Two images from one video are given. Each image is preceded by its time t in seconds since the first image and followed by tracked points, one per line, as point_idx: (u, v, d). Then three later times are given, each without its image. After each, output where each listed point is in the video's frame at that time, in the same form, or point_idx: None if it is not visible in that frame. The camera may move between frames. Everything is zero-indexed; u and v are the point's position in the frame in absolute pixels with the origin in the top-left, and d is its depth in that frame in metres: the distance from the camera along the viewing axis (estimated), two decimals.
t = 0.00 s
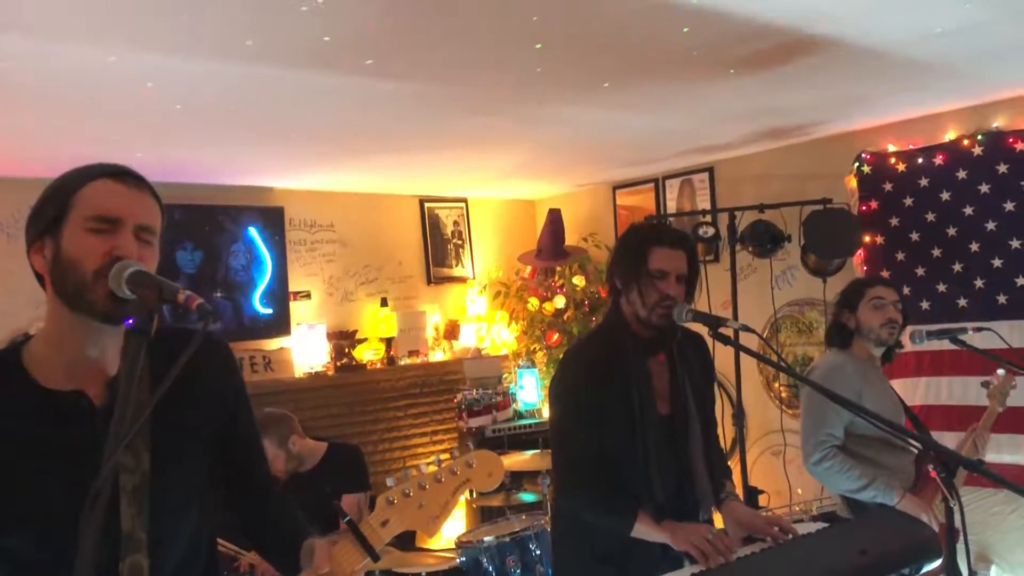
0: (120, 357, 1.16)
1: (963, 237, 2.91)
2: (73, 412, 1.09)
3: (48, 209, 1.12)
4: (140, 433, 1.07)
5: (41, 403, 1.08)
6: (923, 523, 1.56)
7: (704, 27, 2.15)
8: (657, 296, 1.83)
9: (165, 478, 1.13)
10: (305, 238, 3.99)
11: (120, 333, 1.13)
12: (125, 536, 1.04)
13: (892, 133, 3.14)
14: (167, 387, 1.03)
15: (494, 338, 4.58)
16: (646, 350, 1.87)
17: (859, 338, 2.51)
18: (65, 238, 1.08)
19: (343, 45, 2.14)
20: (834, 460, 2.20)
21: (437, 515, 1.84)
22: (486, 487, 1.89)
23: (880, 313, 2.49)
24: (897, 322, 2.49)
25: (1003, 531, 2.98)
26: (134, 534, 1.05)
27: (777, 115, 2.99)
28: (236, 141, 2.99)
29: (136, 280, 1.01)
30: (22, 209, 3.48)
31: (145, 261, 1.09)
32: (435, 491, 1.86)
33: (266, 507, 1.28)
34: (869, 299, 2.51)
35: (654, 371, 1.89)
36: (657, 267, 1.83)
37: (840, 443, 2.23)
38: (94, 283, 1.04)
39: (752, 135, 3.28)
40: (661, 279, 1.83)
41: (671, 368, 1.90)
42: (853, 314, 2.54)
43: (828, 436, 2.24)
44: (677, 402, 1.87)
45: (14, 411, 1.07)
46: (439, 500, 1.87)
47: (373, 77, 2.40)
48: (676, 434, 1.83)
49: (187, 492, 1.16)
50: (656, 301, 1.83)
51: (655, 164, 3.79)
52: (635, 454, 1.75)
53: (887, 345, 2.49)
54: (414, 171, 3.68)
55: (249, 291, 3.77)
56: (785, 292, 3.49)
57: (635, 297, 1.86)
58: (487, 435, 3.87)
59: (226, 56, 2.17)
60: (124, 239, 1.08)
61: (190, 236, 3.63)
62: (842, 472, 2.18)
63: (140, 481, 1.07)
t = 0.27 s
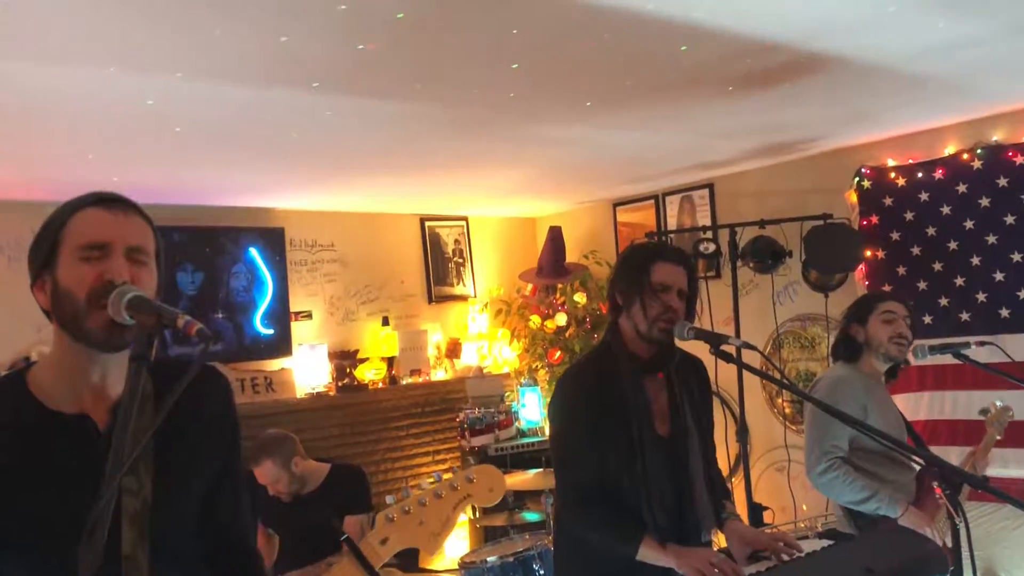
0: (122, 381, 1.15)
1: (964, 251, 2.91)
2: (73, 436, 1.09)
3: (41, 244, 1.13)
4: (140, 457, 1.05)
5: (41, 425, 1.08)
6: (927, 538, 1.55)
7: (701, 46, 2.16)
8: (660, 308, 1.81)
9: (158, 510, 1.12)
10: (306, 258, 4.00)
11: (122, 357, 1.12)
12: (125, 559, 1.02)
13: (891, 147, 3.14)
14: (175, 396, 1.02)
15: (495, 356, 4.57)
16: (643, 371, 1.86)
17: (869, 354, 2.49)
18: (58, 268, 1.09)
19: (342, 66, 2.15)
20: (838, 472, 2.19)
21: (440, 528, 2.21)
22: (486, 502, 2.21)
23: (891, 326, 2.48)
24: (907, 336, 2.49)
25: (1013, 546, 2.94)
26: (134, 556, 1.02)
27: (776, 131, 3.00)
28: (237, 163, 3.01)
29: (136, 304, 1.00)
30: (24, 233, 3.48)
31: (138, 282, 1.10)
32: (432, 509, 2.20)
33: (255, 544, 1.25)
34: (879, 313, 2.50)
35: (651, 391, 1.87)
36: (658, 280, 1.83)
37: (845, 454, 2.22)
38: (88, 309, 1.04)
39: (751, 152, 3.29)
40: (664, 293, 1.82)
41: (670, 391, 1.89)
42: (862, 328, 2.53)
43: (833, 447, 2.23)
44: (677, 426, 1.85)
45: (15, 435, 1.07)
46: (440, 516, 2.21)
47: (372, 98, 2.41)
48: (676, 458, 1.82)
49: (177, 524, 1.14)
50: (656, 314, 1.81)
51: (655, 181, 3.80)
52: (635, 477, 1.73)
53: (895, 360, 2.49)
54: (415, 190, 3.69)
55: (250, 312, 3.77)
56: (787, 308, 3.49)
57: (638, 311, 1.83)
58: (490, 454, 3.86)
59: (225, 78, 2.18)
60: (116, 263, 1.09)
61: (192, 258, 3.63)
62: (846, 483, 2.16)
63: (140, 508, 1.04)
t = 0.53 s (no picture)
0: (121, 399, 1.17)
1: (967, 263, 2.91)
2: (70, 453, 1.11)
3: (46, 260, 1.14)
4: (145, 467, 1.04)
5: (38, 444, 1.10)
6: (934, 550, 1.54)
7: (703, 61, 2.17)
8: (658, 317, 1.83)
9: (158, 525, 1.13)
10: (309, 274, 4.00)
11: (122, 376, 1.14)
12: None
13: (893, 160, 3.14)
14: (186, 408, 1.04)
15: (499, 370, 4.58)
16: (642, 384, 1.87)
17: (876, 368, 2.50)
18: (64, 285, 1.10)
19: (346, 84, 2.16)
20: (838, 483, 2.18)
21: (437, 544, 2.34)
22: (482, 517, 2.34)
23: (898, 340, 2.48)
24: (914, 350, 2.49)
25: (1018, 558, 2.89)
26: None
27: (777, 145, 3.01)
28: (241, 179, 3.02)
29: (139, 323, 1.01)
30: (27, 251, 3.49)
31: (143, 301, 1.12)
32: (428, 528, 2.33)
33: (253, 558, 1.28)
34: (886, 327, 2.50)
35: (651, 404, 1.88)
36: (656, 292, 1.85)
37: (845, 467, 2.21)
38: (94, 327, 1.06)
39: (753, 165, 3.29)
40: (661, 303, 1.84)
41: (670, 403, 1.90)
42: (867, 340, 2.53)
43: (834, 459, 2.21)
44: (677, 439, 1.86)
45: (11, 454, 1.08)
46: (438, 534, 2.34)
47: (375, 115, 2.42)
48: (678, 470, 1.81)
49: (177, 537, 1.16)
50: (656, 323, 1.83)
51: (657, 195, 3.81)
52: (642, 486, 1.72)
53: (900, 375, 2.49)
54: (417, 206, 3.70)
55: (254, 328, 3.77)
56: (790, 321, 3.49)
57: (637, 322, 1.85)
58: (494, 469, 3.85)
59: (229, 96, 2.19)
60: (123, 282, 1.10)
61: (195, 275, 3.63)
62: (847, 495, 2.15)
63: (139, 524, 1.04)
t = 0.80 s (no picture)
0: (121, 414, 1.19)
1: (969, 274, 2.91)
2: (72, 467, 1.13)
3: (48, 272, 1.17)
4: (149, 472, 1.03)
5: (40, 456, 1.12)
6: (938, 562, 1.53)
7: (704, 73, 2.18)
8: (656, 325, 1.84)
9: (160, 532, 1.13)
10: (311, 286, 4.01)
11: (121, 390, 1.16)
12: None
13: (895, 171, 3.15)
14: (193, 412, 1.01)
15: (501, 382, 4.57)
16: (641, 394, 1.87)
17: (875, 380, 2.50)
18: (65, 298, 1.12)
19: (349, 98, 2.17)
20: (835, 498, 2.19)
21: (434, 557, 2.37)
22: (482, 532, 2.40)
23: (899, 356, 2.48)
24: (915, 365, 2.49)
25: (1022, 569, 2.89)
26: None
27: (778, 156, 3.01)
28: (243, 193, 3.02)
29: (140, 338, 1.03)
30: (30, 264, 3.50)
31: (144, 315, 1.13)
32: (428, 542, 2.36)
33: (255, 562, 1.29)
34: (887, 339, 2.50)
35: (649, 414, 1.88)
36: (656, 302, 1.86)
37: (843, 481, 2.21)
38: (95, 340, 1.08)
39: (754, 176, 3.30)
40: (662, 312, 1.85)
41: (669, 415, 1.89)
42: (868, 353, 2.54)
43: (830, 475, 2.22)
44: (676, 451, 1.85)
45: (14, 466, 1.10)
46: (437, 549, 2.37)
47: (378, 128, 2.43)
48: (678, 484, 1.81)
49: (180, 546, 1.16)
50: (655, 332, 1.84)
51: (659, 206, 3.82)
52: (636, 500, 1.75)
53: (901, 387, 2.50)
54: (419, 218, 3.71)
55: (255, 341, 3.77)
56: (792, 332, 3.48)
57: (634, 331, 1.86)
58: (496, 481, 3.84)
59: (232, 110, 2.20)
60: (123, 297, 1.12)
61: (197, 288, 3.63)
62: (843, 510, 2.15)
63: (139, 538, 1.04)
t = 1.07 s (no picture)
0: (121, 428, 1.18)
1: (970, 282, 2.90)
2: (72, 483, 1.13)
3: (46, 289, 1.16)
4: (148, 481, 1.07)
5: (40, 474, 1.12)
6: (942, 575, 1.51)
7: (703, 84, 2.18)
8: (658, 341, 1.85)
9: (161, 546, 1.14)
10: (312, 298, 4.01)
11: (122, 404, 1.16)
12: None
13: (895, 180, 3.15)
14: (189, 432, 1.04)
15: (503, 394, 4.58)
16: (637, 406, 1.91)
17: (876, 387, 2.50)
18: (63, 316, 1.12)
19: (348, 110, 2.18)
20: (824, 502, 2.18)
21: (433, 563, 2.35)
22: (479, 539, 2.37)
23: (902, 364, 2.47)
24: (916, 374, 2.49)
25: None
26: None
27: (777, 166, 3.02)
28: (243, 205, 3.03)
29: (143, 353, 1.04)
30: (31, 278, 3.50)
31: (142, 331, 1.13)
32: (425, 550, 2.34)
33: None
34: (890, 348, 2.49)
35: (647, 427, 1.92)
36: (658, 316, 1.87)
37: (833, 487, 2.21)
38: (94, 359, 1.08)
39: (754, 186, 3.30)
40: (664, 327, 1.85)
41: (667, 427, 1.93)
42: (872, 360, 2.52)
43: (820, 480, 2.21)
44: (673, 459, 1.90)
45: (12, 482, 1.10)
46: (433, 557, 2.35)
47: (378, 141, 2.43)
48: (676, 497, 1.85)
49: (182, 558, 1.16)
50: (654, 348, 1.84)
51: (659, 216, 3.82)
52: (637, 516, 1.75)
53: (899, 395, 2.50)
54: (420, 230, 3.72)
55: (257, 353, 3.77)
56: (794, 342, 3.48)
57: (637, 345, 1.87)
58: (498, 493, 3.82)
59: (232, 124, 2.21)
60: (121, 314, 1.12)
61: (198, 300, 3.63)
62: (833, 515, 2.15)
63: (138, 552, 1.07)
